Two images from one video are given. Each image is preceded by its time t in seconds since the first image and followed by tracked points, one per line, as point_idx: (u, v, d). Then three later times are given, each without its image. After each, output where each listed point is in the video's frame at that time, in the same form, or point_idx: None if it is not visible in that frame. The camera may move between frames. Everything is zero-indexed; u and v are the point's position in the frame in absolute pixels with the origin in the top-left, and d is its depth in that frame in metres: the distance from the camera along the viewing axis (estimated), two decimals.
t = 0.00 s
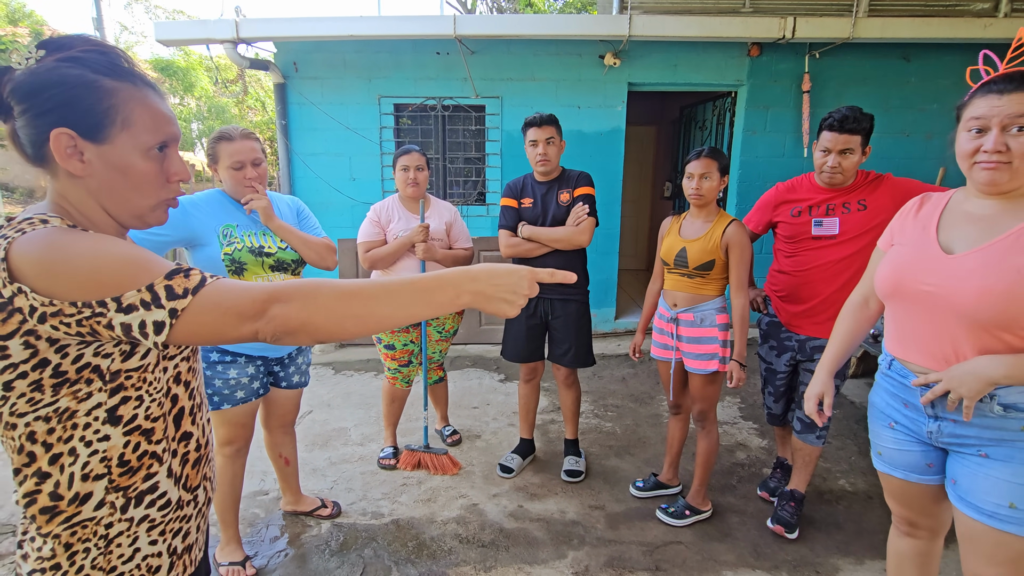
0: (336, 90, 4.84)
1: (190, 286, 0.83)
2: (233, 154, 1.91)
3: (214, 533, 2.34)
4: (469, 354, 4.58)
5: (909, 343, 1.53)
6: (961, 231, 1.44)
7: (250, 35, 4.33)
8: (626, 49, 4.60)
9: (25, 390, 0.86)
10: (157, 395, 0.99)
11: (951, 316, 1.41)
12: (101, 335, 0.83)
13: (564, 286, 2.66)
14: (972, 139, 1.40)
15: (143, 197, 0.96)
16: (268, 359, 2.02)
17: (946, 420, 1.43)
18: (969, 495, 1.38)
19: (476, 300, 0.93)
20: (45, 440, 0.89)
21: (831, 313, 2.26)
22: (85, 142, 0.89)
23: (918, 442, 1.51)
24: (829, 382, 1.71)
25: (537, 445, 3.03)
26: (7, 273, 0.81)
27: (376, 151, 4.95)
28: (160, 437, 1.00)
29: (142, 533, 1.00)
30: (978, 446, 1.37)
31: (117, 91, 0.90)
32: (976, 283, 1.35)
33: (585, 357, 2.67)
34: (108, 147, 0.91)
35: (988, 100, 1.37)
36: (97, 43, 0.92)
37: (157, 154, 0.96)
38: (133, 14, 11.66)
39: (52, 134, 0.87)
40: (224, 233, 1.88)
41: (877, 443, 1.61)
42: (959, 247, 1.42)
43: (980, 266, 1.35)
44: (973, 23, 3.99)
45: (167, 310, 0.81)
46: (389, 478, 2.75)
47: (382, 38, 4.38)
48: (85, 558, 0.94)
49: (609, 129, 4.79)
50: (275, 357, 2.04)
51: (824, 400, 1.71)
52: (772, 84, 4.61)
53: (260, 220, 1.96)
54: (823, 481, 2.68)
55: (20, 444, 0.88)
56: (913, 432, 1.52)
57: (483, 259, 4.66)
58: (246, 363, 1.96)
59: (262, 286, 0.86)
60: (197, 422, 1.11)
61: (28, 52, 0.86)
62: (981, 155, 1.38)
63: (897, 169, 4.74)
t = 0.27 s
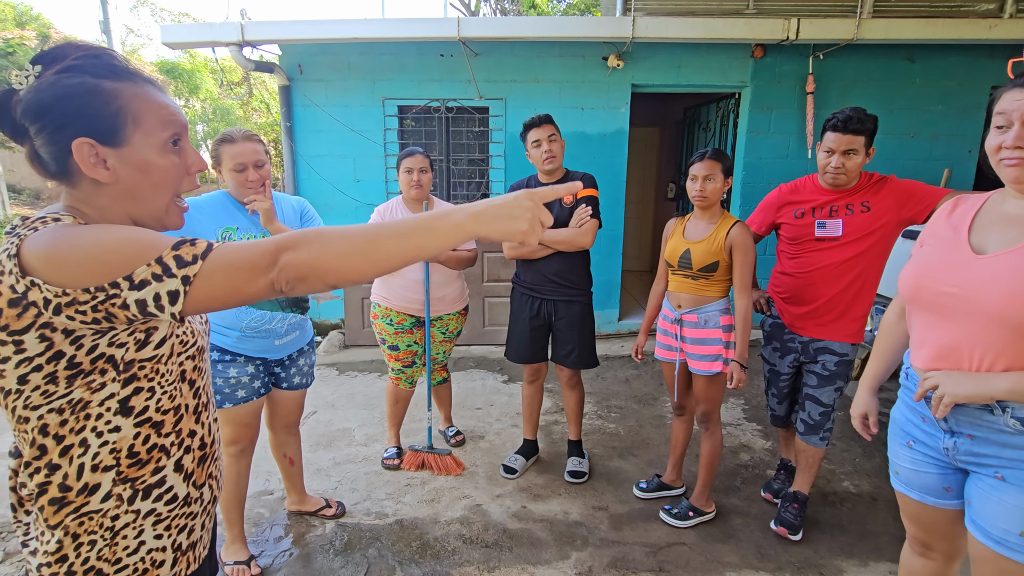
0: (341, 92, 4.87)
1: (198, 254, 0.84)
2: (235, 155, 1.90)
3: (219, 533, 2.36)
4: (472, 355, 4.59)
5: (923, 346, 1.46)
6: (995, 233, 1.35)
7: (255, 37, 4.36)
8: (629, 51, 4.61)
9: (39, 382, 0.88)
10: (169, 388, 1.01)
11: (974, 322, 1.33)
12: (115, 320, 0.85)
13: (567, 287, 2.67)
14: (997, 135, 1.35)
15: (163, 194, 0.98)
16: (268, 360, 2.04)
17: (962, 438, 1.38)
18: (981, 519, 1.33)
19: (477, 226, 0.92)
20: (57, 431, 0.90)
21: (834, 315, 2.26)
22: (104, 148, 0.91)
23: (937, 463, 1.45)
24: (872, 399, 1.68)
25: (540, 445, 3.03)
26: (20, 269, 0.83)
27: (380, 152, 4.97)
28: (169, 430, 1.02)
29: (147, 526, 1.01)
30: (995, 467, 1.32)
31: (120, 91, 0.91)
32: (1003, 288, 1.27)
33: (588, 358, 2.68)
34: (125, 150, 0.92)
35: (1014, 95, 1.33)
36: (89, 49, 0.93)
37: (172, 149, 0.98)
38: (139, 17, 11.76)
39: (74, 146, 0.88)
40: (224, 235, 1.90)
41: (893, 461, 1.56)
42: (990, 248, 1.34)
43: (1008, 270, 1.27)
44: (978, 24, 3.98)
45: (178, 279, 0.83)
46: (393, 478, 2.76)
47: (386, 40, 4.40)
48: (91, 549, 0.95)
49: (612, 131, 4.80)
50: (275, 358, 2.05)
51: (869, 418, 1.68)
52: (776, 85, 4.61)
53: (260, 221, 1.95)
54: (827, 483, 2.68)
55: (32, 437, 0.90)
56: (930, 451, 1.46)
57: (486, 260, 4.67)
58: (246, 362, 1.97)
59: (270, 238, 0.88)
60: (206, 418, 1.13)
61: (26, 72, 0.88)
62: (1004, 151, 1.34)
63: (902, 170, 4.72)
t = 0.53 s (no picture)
0: (345, 93, 4.88)
1: (222, 226, 0.86)
2: (238, 157, 1.92)
3: (223, 533, 2.36)
4: (476, 357, 4.59)
5: (939, 361, 1.37)
6: None
7: (260, 39, 4.38)
8: (634, 52, 4.61)
9: (63, 373, 0.88)
10: (188, 373, 1.03)
11: (978, 339, 1.25)
12: (146, 302, 0.87)
13: (571, 288, 2.66)
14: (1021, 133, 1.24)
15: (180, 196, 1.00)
16: (269, 361, 2.03)
17: (987, 461, 1.25)
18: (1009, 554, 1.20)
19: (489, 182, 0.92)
20: (77, 418, 0.91)
21: (839, 317, 2.26)
22: (126, 152, 0.92)
23: (962, 487, 1.30)
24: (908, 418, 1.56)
25: (544, 447, 3.03)
26: (50, 264, 0.85)
27: (384, 154, 4.98)
28: (185, 414, 1.04)
29: (160, 508, 1.02)
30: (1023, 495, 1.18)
31: (145, 98, 0.92)
32: (1006, 305, 1.18)
33: (592, 359, 2.68)
34: (146, 153, 0.94)
35: None
36: (113, 52, 0.94)
37: (189, 154, 1.00)
38: (145, 19, 11.86)
39: (97, 148, 0.90)
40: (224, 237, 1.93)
41: (913, 480, 1.42)
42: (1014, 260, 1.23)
43: (1016, 287, 1.17)
44: (985, 25, 3.96)
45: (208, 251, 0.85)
46: (396, 479, 2.77)
47: (390, 41, 4.41)
48: (106, 531, 0.96)
49: (616, 132, 4.80)
50: (275, 359, 2.04)
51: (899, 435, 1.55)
52: (780, 87, 4.60)
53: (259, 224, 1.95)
54: (833, 485, 2.67)
55: (50, 431, 0.90)
56: (956, 474, 1.32)
57: (490, 261, 4.67)
58: (247, 363, 1.98)
59: (295, 205, 0.89)
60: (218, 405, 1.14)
61: (45, 68, 0.88)
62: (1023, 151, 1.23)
63: (907, 171, 4.70)
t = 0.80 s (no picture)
0: (350, 94, 4.90)
1: (237, 252, 0.87)
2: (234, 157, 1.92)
3: (228, 533, 2.38)
4: (480, 357, 4.59)
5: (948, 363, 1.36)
6: None
7: (265, 40, 4.40)
8: (638, 52, 4.60)
9: (75, 373, 0.88)
10: (195, 378, 1.04)
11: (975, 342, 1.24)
12: (155, 313, 0.88)
13: (575, 289, 2.66)
14: None
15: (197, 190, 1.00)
16: (275, 362, 2.04)
17: (986, 460, 1.23)
18: (1001, 549, 1.20)
19: (509, 219, 0.93)
20: (86, 418, 0.91)
21: (845, 319, 2.25)
22: (143, 146, 0.93)
23: (970, 480, 1.29)
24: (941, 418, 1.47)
25: (547, 448, 3.03)
26: (68, 266, 0.85)
27: (389, 155, 4.99)
28: (192, 417, 1.05)
29: (163, 509, 1.03)
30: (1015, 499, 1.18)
31: (159, 94, 0.94)
32: (994, 310, 1.17)
33: (596, 360, 2.67)
34: (163, 148, 0.95)
35: None
36: (129, 54, 0.96)
37: (205, 149, 1.00)
38: (152, 21, 11.95)
39: (114, 144, 0.91)
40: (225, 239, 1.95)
41: (927, 469, 1.41)
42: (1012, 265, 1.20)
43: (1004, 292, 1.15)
44: (992, 25, 3.93)
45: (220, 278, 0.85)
46: (400, 480, 2.77)
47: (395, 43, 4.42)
48: (110, 530, 0.96)
49: (621, 133, 4.79)
50: (281, 360, 2.05)
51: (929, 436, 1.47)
52: (785, 87, 4.58)
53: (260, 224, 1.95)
54: (838, 487, 2.65)
55: (59, 429, 0.90)
56: (964, 467, 1.31)
57: (494, 262, 4.67)
58: (252, 364, 1.99)
59: (308, 241, 0.88)
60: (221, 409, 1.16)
61: (64, 74, 0.91)
62: None
63: (914, 172, 4.68)
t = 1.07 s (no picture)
0: (358, 94, 4.92)
1: (289, 271, 0.87)
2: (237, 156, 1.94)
3: (236, 530, 2.40)
4: (486, 357, 4.60)
5: (940, 356, 1.37)
6: None
7: (275, 41, 4.42)
8: (646, 52, 4.59)
9: (101, 382, 0.88)
10: (212, 396, 1.06)
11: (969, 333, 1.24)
12: (197, 327, 0.88)
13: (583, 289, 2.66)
14: None
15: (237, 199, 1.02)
16: (280, 361, 2.06)
17: (977, 463, 1.23)
18: (995, 556, 1.19)
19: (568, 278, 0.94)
20: (99, 431, 0.90)
21: (855, 320, 2.23)
22: (187, 160, 0.95)
23: (960, 486, 1.29)
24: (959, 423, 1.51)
25: (554, 448, 3.02)
26: (121, 275, 0.85)
27: (397, 155, 5.01)
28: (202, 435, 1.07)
29: (163, 520, 1.05)
30: (1004, 503, 1.17)
31: (196, 106, 0.95)
32: (988, 300, 1.17)
33: (604, 360, 2.67)
34: (204, 161, 0.96)
35: None
36: (156, 69, 0.97)
37: (241, 158, 1.02)
38: (162, 22, 12.09)
39: (161, 159, 0.93)
40: (231, 238, 1.98)
41: (923, 477, 1.40)
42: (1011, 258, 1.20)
43: (1000, 282, 1.16)
44: (1005, 23, 3.89)
45: (269, 292, 0.85)
46: (408, 478, 2.78)
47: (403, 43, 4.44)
48: (108, 544, 0.96)
49: (629, 133, 4.78)
50: (287, 359, 2.07)
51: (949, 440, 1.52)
52: (795, 87, 4.55)
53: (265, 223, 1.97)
54: (848, 489, 2.63)
55: (67, 439, 0.88)
56: (955, 472, 1.30)
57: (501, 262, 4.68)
58: (259, 363, 2.00)
59: (361, 269, 0.90)
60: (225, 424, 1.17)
61: (94, 94, 0.93)
62: None
63: (926, 172, 4.63)
